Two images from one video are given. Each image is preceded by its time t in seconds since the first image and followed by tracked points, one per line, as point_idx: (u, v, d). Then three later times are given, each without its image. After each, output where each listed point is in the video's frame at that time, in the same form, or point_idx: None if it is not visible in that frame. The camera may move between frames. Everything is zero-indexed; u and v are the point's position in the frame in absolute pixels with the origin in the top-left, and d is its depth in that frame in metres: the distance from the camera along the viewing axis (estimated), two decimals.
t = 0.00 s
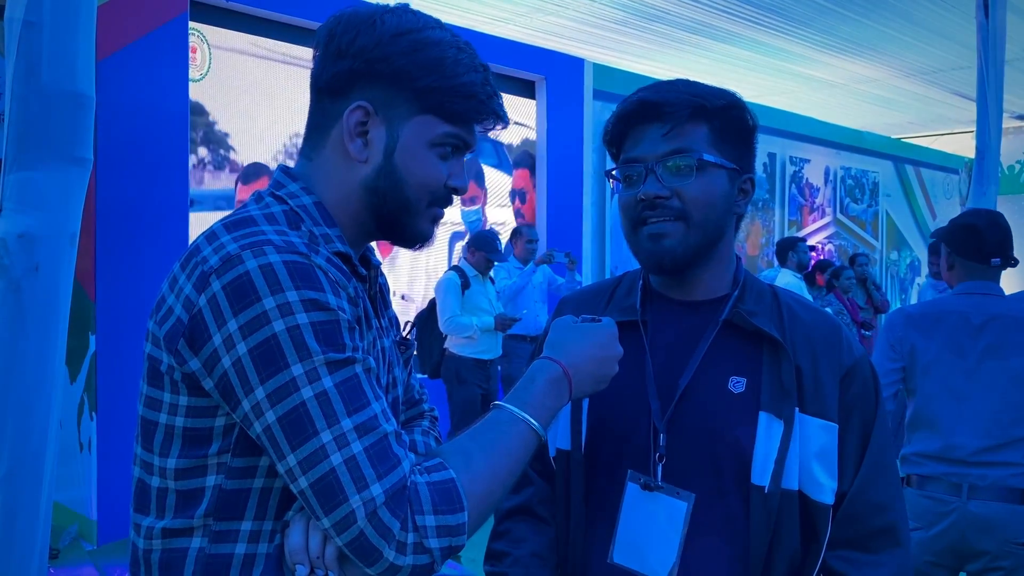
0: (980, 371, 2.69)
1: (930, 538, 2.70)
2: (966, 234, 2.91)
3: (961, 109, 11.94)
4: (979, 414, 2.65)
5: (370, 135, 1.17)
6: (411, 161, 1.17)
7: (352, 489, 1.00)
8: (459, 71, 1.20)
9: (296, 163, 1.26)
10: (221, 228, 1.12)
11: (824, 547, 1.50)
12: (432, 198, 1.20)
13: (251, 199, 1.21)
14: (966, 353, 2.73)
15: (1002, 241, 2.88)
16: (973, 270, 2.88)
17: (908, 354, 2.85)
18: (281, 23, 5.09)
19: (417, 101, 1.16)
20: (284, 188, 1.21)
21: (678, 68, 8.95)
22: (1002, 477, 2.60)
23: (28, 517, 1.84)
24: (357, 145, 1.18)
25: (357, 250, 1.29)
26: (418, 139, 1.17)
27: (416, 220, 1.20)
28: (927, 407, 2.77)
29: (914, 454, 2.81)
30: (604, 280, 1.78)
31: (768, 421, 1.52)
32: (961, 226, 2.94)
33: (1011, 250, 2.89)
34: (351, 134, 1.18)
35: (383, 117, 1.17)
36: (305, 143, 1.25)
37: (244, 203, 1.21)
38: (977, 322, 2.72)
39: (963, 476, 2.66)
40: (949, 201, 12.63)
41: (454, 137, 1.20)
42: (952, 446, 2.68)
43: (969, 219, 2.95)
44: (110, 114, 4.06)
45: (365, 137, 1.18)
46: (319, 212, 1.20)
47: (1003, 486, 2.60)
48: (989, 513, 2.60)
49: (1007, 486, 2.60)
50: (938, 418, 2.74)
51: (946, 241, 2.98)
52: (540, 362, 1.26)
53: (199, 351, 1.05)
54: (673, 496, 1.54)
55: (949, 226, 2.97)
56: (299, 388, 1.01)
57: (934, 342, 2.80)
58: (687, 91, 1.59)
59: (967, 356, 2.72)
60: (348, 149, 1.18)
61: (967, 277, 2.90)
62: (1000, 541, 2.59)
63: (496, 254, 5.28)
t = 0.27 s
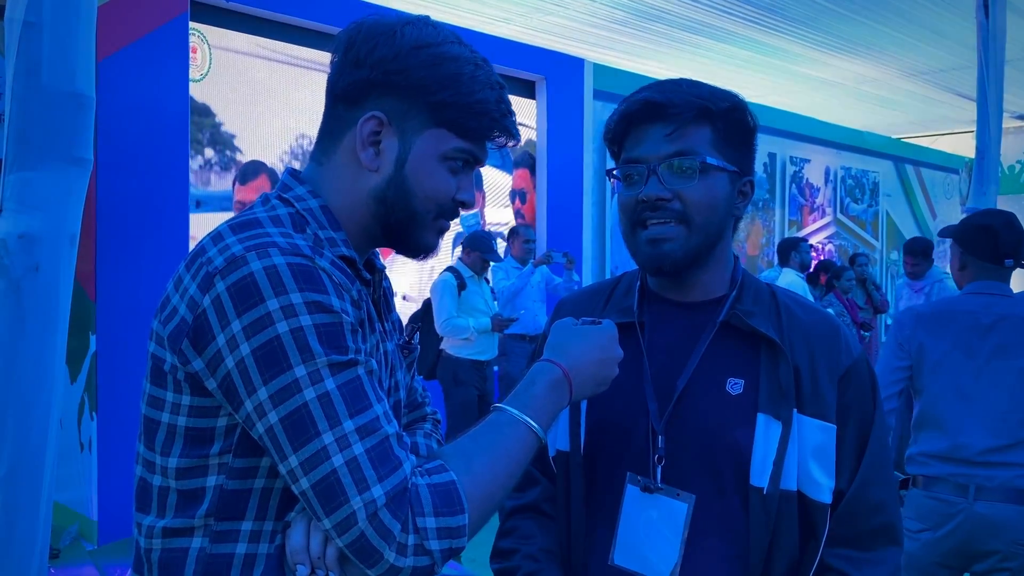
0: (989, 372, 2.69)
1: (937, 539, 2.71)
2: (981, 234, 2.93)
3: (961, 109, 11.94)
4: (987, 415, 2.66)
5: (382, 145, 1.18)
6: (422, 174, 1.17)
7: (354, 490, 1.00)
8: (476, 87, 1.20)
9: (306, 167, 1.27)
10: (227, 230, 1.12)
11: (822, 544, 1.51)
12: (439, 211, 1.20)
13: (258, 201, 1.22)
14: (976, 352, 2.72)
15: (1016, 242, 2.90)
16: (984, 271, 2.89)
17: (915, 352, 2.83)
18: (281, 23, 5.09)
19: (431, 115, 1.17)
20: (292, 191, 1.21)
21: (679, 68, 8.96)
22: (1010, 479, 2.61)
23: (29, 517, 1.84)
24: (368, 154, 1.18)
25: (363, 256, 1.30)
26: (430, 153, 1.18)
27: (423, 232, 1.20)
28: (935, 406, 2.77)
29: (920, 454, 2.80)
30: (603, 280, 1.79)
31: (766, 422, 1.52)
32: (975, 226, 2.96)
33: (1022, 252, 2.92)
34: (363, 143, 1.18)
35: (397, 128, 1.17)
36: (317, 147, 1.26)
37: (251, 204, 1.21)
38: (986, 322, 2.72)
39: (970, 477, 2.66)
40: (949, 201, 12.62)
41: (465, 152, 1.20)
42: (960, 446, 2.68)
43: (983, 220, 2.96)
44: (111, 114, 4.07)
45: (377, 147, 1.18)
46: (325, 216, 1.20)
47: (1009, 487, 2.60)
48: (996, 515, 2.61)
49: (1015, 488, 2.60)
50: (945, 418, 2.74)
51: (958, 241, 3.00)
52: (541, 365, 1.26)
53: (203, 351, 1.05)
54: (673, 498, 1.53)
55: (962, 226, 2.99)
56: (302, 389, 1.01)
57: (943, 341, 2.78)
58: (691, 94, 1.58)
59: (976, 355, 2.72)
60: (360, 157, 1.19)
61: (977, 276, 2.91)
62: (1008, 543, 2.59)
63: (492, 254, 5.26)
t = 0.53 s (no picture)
0: (1002, 371, 2.68)
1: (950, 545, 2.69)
2: (999, 237, 2.92)
3: (961, 109, 11.94)
4: (998, 415, 2.66)
5: (387, 147, 1.17)
6: (426, 176, 1.17)
7: (359, 490, 1.00)
8: (481, 91, 1.20)
9: (311, 169, 1.27)
10: (232, 231, 1.12)
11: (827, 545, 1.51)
12: (444, 213, 1.21)
13: (263, 203, 1.22)
14: (988, 352, 2.72)
15: None
16: (998, 274, 2.90)
17: (928, 350, 2.85)
18: (283, 23, 5.09)
19: (436, 117, 1.17)
20: (296, 192, 1.22)
21: (679, 68, 8.96)
22: (1021, 483, 2.59)
23: (29, 519, 1.84)
24: (373, 155, 1.18)
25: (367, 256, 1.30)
26: (434, 155, 1.18)
27: (426, 233, 1.21)
28: (947, 405, 2.77)
29: (931, 456, 2.80)
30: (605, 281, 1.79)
31: (769, 423, 1.53)
32: (993, 227, 2.96)
33: None
34: (368, 145, 1.17)
35: (402, 130, 1.17)
36: (322, 148, 1.26)
37: (256, 206, 1.21)
38: (1000, 321, 2.72)
39: (982, 481, 2.65)
40: (949, 201, 12.61)
41: (469, 155, 1.21)
42: (971, 446, 2.68)
43: (1002, 222, 2.96)
44: (113, 115, 4.07)
45: (382, 149, 1.18)
46: (330, 217, 1.20)
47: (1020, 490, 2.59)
48: (1007, 518, 2.60)
49: None
50: (956, 417, 2.74)
51: (972, 242, 3.00)
52: (545, 366, 1.26)
53: (208, 352, 1.05)
54: (676, 499, 1.54)
55: (977, 227, 2.99)
56: (307, 389, 1.01)
57: (956, 341, 2.80)
58: (699, 102, 1.57)
59: (989, 355, 2.71)
60: (365, 159, 1.18)
61: (989, 276, 2.92)
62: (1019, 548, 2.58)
63: (491, 256, 5.27)
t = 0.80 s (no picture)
0: (994, 371, 2.69)
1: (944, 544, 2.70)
2: (988, 238, 2.90)
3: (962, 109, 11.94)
4: (991, 415, 2.66)
5: (393, 149, 1.18)
6: (433, 176, 1.18)
7: (361, 490, 1.01)
8: (482, 89, 1.21)
9: (311, 170, 1.26)
10: (233, 231, 1.13)
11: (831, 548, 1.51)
12: (449, 211, 1.22)
13: (264, 203, 1.22)
14: (979, 352, 2.73)
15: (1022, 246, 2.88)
16: (987, 275, 2.89)
17: (919, 352, 2.82)
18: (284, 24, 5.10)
19: (441, 118, 1.18)
20: (297, 192, 1.22)
21: (680, 69, 8.96)
22: (1015, 483, 2.60)
23: (31, 519, 1.84)
24: (380, 158, 1.18)
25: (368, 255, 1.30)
26: (440, 155, 1.19)
27: (433, 232, 1.22)
28: (940, 406, 2.76)
29: (925, 456, 2.80)
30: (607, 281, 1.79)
31: (772, 424, 1.53)
32: (981, 228, 2.94)
33: None
34: (374, 147, 1.17)
35: (407, 132, 1.18)
36: (322, 149, 1.25)
37: (256, 206, 1.21)
38: (991, 321, 2.73)
39: (974, 482, 2.66)
40: (950, 201, 12.59)
41: (472, 152, 1.22)
42: (964, 447, 2.68)
43: (990, 222, 2.94)
44: (114, 116, 4.08)
45: (388, 151, 1.18)
46: (331, 217, 1.21)
47: (1014, 491, 2.59)
48: (1001, 520, 2.60)
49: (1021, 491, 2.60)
50: (948, 417, 2.74)
51: (963, 242, 2.98)
52: (547, 366, 1.27)
53: (209, 352, 1.05)
54: (679, 499, 1.55)
55: (968, 228, 2.97)
56: (309, 389, 1.01)
57: (945, 342, 2.78)
58: (712, 103, 1.58)
59: (981, 355, 2.72)
60: (372, 162, 1.18)
61: (979, 277, 2.91)
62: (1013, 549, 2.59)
63: (492, 258, 5.27)
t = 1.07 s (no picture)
0: (965, 370, 2.69)
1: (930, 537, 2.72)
2: (947, 240, 2.92)
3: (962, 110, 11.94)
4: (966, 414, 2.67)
5: (399, 150, 1.18)
6: (439, 172, 1.21)
7: (361, 491, 1.01)
8: (477, 83, 1.23)
9: (307, 171, 1.25)
10: (231, 232, 1.13)
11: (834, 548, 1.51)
12: (452, 202, 1.24)
13: (260, 203, 1.22)
14: (949, 352, 2.73)
15: (983, 246, 2.89)
16: (955, 276, 2.90)
17: (891, 357, 2.86)
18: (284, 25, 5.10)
19: (443, 114, 1.19)
20: (295, 193, 1.21)
21: (680, 69, 8.96)
22: (999, 481, 2.59)
23: (32, 521, 1.84)
24: (388, 160, 1.18)
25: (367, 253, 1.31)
26: (443, 151, 1.21)
27: (439, 225, 1.24)
28: (918, 409, 2.77)
29: (911, 456, 2.80)
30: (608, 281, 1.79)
31: (774, 426, 1.53)
32: (942, 231, 2.95)
33: (991, 255, 2.91)
34: (382, 149, 1.18)
35: (413, 132, 1.18)
36: (319, 151, 1.24)
37: (254, 207, 1.21)
38: (958, 321, 2.73)
39: (959, 479, 2.66)
40: (949, 202, 12.59)
41: (470, 144, 1.25)
42: (944, 447, 2.68)
43: (950, 225, 2.95)
44: (114, 116, 4.08)
45: (395, 152, 1.19)
46: (329, 217, 1.21)
47: (1004, 490, 2.59)
48: (987, 518, 2.60)
49: (1007, 490, 2.59)
50: (926, 418, 2.74)
51: (928, 247, 3.00)
52: (548, 367, 1.27)
53: (208, 354, 1.05)
54: (679, 500, 1.55)
55: (929, 231, 2.98)
56: (308, 390, 1.01)
57: (916, 345, 2.81)
58: (718, 102, 1.58)
59: (951, 355, 2.72)
60: (381, 165, 1.19)
61: (948, 279, 2.92)
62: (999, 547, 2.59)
63: (492, 259, 5.27)
